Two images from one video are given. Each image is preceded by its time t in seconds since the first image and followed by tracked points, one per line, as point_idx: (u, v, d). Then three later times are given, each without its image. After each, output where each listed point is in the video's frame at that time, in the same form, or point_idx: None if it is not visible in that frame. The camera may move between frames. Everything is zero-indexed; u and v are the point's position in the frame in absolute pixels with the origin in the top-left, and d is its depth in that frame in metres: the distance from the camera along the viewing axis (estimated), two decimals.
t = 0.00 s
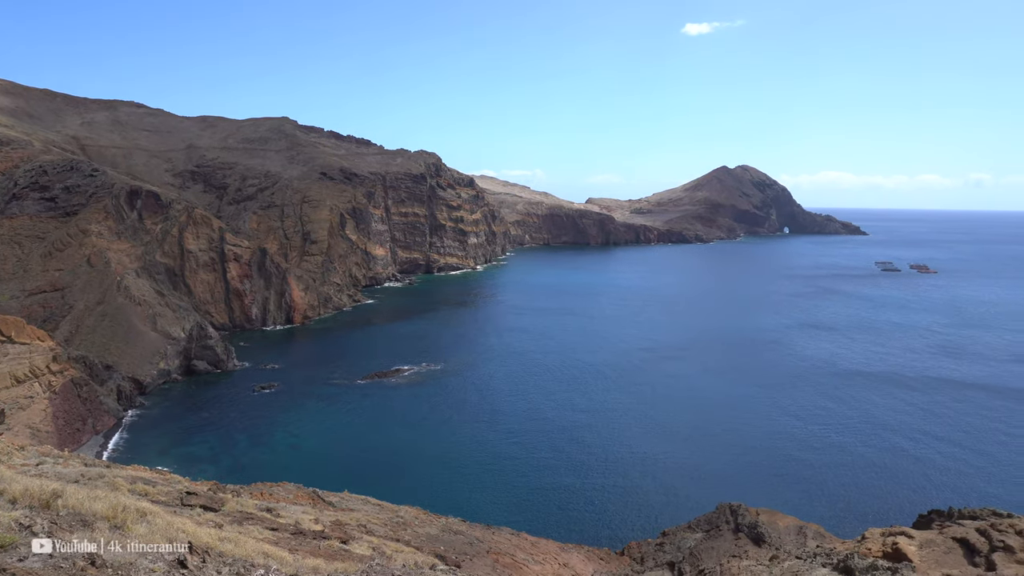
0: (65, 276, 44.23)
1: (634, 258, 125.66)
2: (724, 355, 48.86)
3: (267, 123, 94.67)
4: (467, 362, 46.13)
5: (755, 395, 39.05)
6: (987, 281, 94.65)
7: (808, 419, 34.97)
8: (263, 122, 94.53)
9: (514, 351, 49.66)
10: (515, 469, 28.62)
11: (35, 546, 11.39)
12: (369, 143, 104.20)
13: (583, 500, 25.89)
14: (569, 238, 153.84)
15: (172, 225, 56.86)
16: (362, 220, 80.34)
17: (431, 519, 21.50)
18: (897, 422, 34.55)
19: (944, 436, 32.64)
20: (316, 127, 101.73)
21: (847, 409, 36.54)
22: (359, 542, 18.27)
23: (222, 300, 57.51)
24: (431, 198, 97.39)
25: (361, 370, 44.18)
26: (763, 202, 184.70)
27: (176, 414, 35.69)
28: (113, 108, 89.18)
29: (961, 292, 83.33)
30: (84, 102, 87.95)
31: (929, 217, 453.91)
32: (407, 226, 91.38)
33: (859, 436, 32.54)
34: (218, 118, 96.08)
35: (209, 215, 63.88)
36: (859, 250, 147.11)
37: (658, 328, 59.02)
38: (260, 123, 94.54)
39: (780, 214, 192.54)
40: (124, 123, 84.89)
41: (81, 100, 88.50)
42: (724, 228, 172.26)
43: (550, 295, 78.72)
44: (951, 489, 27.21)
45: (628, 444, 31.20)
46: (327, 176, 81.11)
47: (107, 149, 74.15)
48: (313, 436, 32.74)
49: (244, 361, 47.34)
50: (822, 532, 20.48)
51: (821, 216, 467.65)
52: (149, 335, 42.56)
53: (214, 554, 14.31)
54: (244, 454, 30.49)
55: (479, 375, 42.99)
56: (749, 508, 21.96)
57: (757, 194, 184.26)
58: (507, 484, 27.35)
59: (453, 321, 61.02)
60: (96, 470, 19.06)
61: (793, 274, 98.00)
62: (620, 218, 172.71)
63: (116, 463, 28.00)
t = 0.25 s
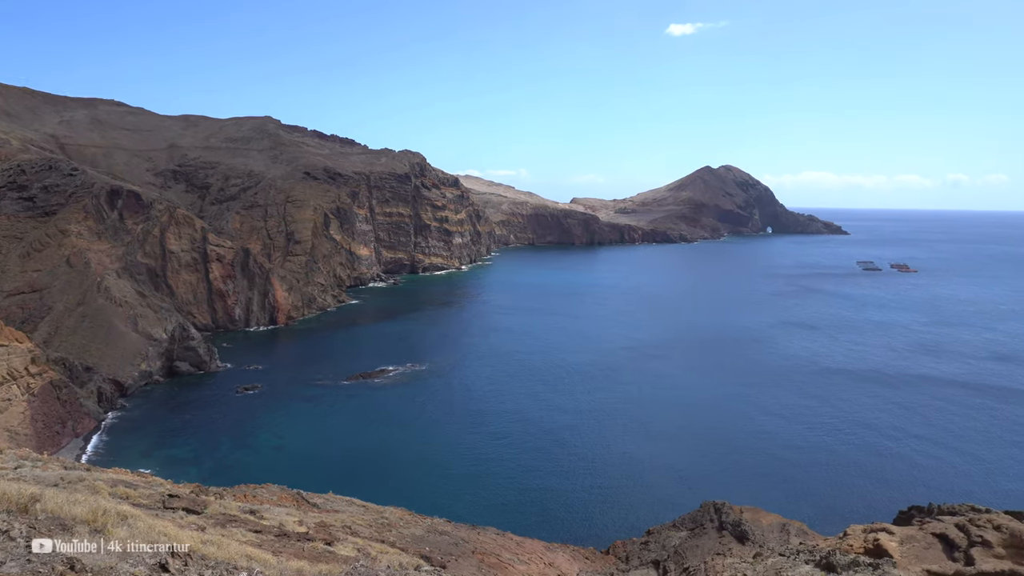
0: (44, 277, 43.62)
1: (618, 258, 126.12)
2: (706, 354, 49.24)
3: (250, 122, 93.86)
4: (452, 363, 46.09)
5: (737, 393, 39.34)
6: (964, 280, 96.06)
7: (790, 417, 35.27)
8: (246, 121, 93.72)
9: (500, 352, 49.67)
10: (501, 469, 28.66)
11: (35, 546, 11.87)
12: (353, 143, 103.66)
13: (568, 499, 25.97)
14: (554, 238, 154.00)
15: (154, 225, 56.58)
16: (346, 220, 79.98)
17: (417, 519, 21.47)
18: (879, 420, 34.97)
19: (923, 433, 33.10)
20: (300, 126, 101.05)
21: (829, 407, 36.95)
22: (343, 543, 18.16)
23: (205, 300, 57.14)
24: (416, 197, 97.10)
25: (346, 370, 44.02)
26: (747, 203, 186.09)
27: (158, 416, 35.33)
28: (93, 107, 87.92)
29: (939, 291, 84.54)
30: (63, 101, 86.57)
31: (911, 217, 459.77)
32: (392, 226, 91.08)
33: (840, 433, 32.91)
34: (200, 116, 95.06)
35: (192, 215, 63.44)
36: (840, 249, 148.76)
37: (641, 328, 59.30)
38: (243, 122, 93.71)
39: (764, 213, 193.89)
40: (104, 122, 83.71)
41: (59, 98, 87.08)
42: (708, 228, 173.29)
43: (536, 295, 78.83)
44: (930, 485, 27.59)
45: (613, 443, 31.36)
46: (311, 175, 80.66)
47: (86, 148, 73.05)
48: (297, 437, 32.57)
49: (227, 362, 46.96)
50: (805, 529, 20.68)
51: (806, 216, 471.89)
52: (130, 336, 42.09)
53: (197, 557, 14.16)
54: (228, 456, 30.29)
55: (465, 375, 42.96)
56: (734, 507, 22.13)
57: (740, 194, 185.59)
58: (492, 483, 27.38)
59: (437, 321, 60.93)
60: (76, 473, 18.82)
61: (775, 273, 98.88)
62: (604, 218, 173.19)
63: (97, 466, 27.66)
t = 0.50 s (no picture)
0: (21, 277, 42.87)
1: (601, 257, 126.71)
2: (687, 352, 49.63)
3: (231, 121, 92.92)
4: (437, 362, 46.04)
5: (718, 391, 39.68)
6: (940, 278, 97.68)
7: (770, 414, 35.65)
8: (227, 120, 92.84)
9: (484, 351, 49.71)
10: (486, 468, 28.68)
11: (35, 545, 12.54)
12: (336, 142, 103.14)
13: (553, 498, 26.06)
14: (538, 237, 154.25)
15: (134, 225, 56.10)
16: (329, 219, 79.61)
17: (401, 520, 21.44)
18: (858, 416, 35.47)
19: (902, 429, 33.61)
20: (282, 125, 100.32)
21: (808, 404, 37.40)
22: (327, 544, 18.04)
23: (186, 301, 56.67)
24: (400, 196, 96.81)
25: (330, 370, 43.81)
26: (729, 202, 187.57)
27: (139, 418, 34.91)
28: (70, 105, 86.47)
29: (916, 289, 85.91)
30: (39, 99, 85.08)
31: (892, 216, 466.23)
32: (375, 225, 90.73)
33: (820, 430, 33.32)
34: (180, 115, 93.96)
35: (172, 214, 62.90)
36: (821, 248, 150.61)
37: (624, 326, 59.61)
38: (224, 121, 92.84)
39: (746, 213, 195.24)
40: (82, 119, 82.39)
41: (35, 96, 85.53)
42: (691, 227, 174.43)
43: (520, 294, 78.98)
44: (909, 480, 28.02)
45: (598, 441, 31.53)
46: (293, 175, 80.14)
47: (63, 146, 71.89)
48: (281, 438, 32.37)
49: (209, 363, 46.54)
50: (786, 525, 20.93)
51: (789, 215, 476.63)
52: (110, 337, 41.61)
53: (178, 560, 13.98)
54: (211, 458, 30.02)
55: (449, 374, 42.93)
56: (717, 503, 22.34)
57: (723, 193, 187.06)
58: (478, 483, 27.42)
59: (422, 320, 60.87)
60: (55, 477, 18.55)
61: (756, 272, 99.82)
62: (588, 217, 173.72)
63: (76, 469, 27.25)
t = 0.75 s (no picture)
0: None
1: (586, 257, 127.08)
2: (670, 351, 49.94)
3: (214, 120, 92.00)
4: (423, 362, 45.94)
5: (701, 390, 39.94)
6: (918, 277, 99.15)
7: (753, 413, 35.93)
8: (210, 119, 92.00)
9: (470, 351, 49.71)
10: (472, 468, 28.69)
11: (35, 545, 12.91)
12: (320, 141, 102.59)
13: (539, 497, 26.11)
14: (523, 237, 154.34)
15: (114, 224, 54.97)
16: (314, 218, 79.22)
17: (387, 520, 21.38)
18: (839, 414, 35.86)
19: (882, 426, 34.05)
20: (266, 124, 99.63)
21: (790, 402, 37.75)
22: (313, 546, 17.92)
23: (169, 301, 56.09)
24: (385, 196, 96.49)
25: (315, 371, 43.58)
26: (713, 201, 188.76)
27: (121, 420, 34.50)
28: (49, 102, 85.18)
29: (895, 288, 87.11)
30: (17, 96, 83.75)
31: (876, 215, 471.48)
32: (360, 225, 90.38)
33: (802, 428, 33.65)
34: (162, 113, 92.93)
35: (154, 213, 62.25)
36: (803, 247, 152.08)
37: (608, 326, 59.82)
38: (207, 119, 91.98)
39: (730, 212, 196.11)
40: (62, 117, 81.20)
41: (14, 93, 84.15)
42: (676, 227, 175.32)
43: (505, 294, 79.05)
44: (890, 476, 28.38)
45: (583, 440, 31.64)
46: (277, 174, 79.55)
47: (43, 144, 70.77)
48: (266, 439, 32.17)
49: (192, 363, 46.12)
50: (771, 522, 21.12)
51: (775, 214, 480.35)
52: (91, 338, 41.14)
53: (161, 563, 13.80)
54: (195, 459, 29.79)
55: (435, 374, 42.87)
56: (702, 502, 22.50)
57: (707, 193, 188.26)
58: (464, 482, 27.40)
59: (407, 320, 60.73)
60: (35, 480, 18.30)
61: (739, 271, 100.54)
62: (574, 216, 173.99)
63: (56, 472, 26.86)
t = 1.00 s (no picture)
0: None
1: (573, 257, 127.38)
2: (655, 350, 50.19)
3: (199, 119, 91.27)
4: (410, 363, 45.84)
5: (686, 389, 40.13)
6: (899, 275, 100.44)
7: (738, 411, 36.15)
8: (195, 118, 91.28)
9: (457, 350, 49.67)
10: (460, 468, 28.69)
11: (36, 545, 13.20)
12: (306, 140, 102.08)
13: (526, 497, 26.15)
14: (510, 237, 154.36)
15: (98, 224, 54.75)
16: (300, 218, 78.84)
17: (374, 521, 21.31)
18: (824, 412, 36.18)
19: (866, 424, 34.42)
20: (251, 123, 99.03)
21: (774, 401, 38.02)
22: (300, 547, 17.79)
23: (153, 301, 55.61)
24: (372, 195, 96.14)
25: (302, 371, 43.36)
26: (700, 201, 189.73)
27: (105, 422, 34.13)
28: (30, 101, 84.03)
29: (878, 286, 88.13)
30: None
31: (861, 214, 476.19)
32: (347, 224, 90.01)
33: (787, 426, 33.91)
34: (145, 112, 92.07)
35: (138, 212, 61.72)
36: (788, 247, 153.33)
37: (595, 325, 59.98)
38: (191, 118, 91.27)
39: (716, 212, 197.60)
40: (44, 116, 80.18)
41: None
42: (662, 226, 176.07)
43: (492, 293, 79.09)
44: (874, 474, 28.69)
45: (569, 440, 31.73)
46: (263, 173, 79.09)
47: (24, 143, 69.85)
48: (253, 440, 31.98)
49: (177, 364, 45.74)
50: (757, 520, 21.28)
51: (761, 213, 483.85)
52: (74, 339, 40.70)
53: (146, 566, 13.62)
54: (181, 461, 29.56)
55: (422, 375, 42.77)
56: (689, 500, 22.63)
57: (693, 193, 189.25)
58: (451, 483, 27.39)
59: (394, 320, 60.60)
60: (16, 483, 18.05)
61: (724, 271, 101.12)
62: (561, 216, 174.18)
63: (38, 474, 26.55)
